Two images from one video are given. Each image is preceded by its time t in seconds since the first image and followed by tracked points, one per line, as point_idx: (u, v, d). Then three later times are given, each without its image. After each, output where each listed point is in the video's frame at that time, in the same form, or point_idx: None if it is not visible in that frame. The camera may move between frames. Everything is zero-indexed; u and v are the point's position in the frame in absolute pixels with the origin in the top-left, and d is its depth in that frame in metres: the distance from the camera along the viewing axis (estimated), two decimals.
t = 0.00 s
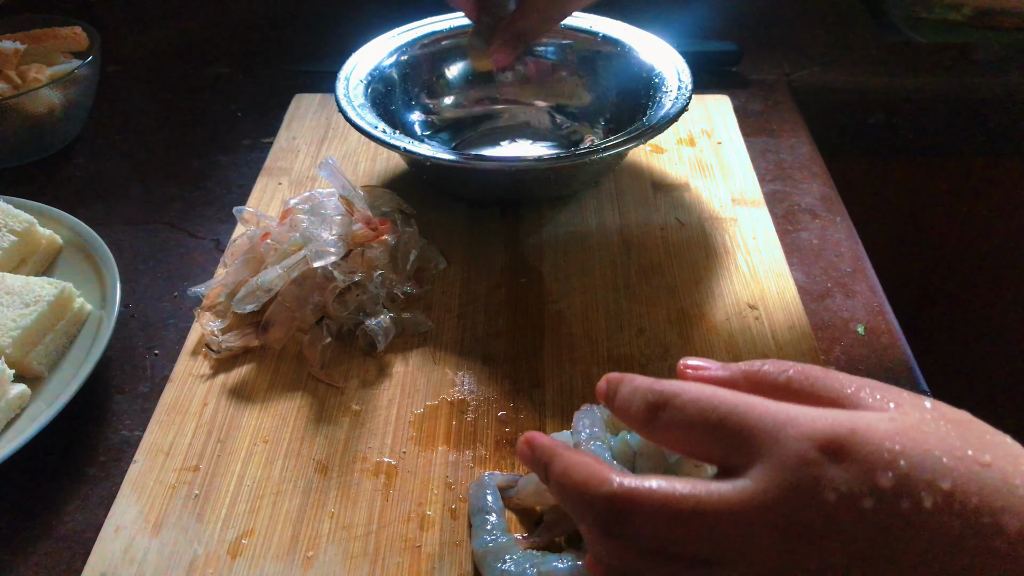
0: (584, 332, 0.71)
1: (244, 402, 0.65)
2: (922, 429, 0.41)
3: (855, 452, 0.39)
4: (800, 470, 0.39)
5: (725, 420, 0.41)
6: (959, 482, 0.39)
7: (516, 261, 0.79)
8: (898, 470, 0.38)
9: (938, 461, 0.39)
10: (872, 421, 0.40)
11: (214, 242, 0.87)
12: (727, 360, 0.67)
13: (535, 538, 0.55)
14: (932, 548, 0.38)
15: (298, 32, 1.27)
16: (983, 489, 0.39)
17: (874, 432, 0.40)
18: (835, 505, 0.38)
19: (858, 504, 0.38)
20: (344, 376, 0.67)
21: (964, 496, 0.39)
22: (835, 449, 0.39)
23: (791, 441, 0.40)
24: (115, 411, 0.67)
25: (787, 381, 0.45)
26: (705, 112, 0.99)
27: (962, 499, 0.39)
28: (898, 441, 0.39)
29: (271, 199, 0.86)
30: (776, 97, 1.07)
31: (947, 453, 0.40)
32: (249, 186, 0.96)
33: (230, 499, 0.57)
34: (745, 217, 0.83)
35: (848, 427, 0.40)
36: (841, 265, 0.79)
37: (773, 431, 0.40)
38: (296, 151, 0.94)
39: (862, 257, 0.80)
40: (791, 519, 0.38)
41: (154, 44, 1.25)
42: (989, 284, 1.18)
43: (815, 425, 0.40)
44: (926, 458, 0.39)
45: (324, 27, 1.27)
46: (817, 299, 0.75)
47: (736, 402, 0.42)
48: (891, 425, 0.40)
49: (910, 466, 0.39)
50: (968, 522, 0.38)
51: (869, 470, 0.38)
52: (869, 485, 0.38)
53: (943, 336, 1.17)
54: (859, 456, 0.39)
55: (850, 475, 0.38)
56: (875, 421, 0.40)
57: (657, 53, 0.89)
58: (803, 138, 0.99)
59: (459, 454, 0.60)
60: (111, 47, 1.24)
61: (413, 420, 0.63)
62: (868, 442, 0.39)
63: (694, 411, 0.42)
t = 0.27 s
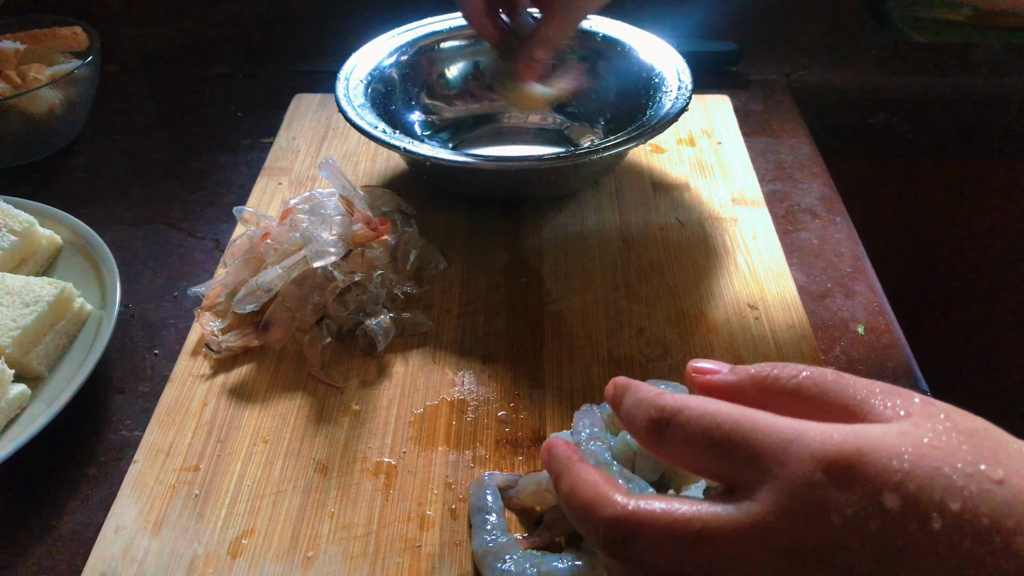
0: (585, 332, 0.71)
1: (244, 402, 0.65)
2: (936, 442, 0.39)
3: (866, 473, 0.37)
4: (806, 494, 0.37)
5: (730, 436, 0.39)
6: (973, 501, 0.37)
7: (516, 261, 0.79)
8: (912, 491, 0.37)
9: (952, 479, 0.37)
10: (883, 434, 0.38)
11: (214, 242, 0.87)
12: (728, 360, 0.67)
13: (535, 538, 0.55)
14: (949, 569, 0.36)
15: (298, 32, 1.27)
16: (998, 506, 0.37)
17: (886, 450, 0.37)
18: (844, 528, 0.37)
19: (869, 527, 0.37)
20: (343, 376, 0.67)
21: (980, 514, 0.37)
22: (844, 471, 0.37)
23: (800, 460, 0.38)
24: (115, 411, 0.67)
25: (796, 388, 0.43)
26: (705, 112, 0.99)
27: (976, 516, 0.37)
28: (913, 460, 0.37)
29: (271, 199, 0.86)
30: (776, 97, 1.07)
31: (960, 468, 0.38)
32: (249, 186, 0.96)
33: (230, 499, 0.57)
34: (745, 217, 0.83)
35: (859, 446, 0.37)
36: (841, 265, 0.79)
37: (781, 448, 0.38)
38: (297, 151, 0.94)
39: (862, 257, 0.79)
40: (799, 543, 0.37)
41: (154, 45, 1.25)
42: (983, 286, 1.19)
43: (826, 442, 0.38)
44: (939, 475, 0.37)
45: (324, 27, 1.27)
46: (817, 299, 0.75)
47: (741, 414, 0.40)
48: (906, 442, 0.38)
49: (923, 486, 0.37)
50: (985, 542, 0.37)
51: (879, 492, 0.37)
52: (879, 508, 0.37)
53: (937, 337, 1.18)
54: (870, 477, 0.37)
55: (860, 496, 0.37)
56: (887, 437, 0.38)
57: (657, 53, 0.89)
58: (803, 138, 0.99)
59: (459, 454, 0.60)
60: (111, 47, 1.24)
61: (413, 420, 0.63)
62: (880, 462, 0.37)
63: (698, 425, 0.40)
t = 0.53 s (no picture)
0: (585, 332, 0.71)
1: (245, 402, 0.65)
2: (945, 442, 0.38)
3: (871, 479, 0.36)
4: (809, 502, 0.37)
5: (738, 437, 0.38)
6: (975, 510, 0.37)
7: (516, 261, 0.79)
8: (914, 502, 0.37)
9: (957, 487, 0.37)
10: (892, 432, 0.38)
11: (214, 242, 0.87)
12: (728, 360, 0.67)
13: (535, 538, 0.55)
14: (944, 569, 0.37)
15: (298, 31, 1.27)
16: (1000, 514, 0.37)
17: (896, 452, 0.37)
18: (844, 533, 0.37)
19: (876, 527, 0.37)
20: (343, 376, 0.67)
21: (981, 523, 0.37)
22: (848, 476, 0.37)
23: (805, 461, 0.37)
24: (115, 411, 0.67)
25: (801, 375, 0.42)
26: (705, 112, 0.99)
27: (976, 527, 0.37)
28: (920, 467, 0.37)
29: (271, 199, 0.86)
30: (776, 97, 1.07)
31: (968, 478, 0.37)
32: (249, 186, 0.96)
33: (230, 499, 0.57)
34: (745, 218, 0.83)
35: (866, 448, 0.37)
36: (841, 266, 0.79)
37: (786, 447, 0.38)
38: (296, 151, 0.93)
39: (862, 257, 0.79)
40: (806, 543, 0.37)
41: (154, 44, 1.25)
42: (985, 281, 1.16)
43: (835, 445, 0.37)
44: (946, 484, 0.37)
45: (324, 27, 1.27)
46: (817, 299, 0.75)
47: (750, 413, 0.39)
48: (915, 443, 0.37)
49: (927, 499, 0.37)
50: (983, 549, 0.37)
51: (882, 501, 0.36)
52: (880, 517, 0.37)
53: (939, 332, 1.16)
54: (874, 485, 0.36)
55: (863, 504, 0.37)
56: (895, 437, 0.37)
57: (657, 53, 0.89)
58: (803, 138, 0.99)
59: (459, 454, 0.60)
60: (111, 47, 1.24)
61: (413, 420, 0.63)
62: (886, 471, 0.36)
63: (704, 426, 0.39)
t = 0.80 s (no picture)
0: (584, 332, 0.71)
1: (245, 402, 0.65)
2: (918, 388, 0.33)
3: (820, 444, 0.34)
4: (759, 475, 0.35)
5: (674, 397, 0.39)
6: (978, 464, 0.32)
7: (516, 261, 0.79)
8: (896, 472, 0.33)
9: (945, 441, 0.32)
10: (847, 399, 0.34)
11: (214, 242, 0.87)
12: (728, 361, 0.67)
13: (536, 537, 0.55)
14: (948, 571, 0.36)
15: (298, 32, 1.27)
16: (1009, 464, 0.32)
17: (841, 423, 0.33)
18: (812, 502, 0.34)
19: (835, 498, 0.34)
20: (344, 376, 0.67)
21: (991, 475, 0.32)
22: (796, 442, 0.34)
23: (740, 426, 0.36)
24: (116, 411, 0.67)
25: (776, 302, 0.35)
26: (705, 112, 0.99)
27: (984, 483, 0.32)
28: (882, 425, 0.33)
29: (271, 199, 0.86)
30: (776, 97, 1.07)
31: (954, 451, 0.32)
32: (249, 186, 0.96)
33: (230, 499, 0.57)
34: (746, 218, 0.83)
35: (813, 414, 0.34)
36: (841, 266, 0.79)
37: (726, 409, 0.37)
38: (297, 151, 0.93)
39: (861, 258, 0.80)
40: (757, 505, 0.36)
41: (154, 45, 1.25)
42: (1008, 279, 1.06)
43: (766, 415, 0.35)
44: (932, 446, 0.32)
45: (325, 27, 1.27)
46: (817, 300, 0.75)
47: (689, 372, 0.39)
48: (872, 394, 0.33)
49: (908, 466, 0.33)
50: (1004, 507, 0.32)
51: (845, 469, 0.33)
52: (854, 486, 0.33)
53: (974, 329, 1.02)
54: (828, 461, 0.33)
55: (824, 475, 0.34)
56: (845, 394, 0.34)
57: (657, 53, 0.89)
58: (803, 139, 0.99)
59: (458, 454, 0.60)
60: (111, 47, 1.24)
61: (413, 420, 0.63)
62: (838, 439, 0.33)
63: (649, 383, 0.40)
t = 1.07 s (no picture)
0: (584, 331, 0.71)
1: (245, 402, 0.65)
2: (913, 418, 0.34)
3: (821, 469, 0.34)
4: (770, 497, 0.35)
5: (678, 436, 0.37)
6: (976, 485, 0.34)
7: (516, 261, 0.79)
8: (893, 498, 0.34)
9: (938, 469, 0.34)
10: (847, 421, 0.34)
11: (214, 242, 0.87)
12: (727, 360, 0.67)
13: (536, 537, 0.56)
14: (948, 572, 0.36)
15: (298, 31, 1.27)
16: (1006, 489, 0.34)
17: (849, 442, 0.33)
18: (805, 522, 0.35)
19: (845, 514, 0.34)
20: (344, 376, 0.67)
21: (976, 500, 0.34)
22: (795, 470, 0.34)
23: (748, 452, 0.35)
24: (116, 411, 0.67)
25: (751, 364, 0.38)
26: (705, 111, 0.99)
27: (980, 502, 0.34)
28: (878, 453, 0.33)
29: (271, 199, 0.86)
30: (775, 97, 1.08)
31: (943, 464, 0.34)
32: (249, 186, 0.96)
33: (230, 499, 0.57)
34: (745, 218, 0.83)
35: (814, 444, 0.34)
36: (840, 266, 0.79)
37: (723, 443, 0.35)
38: (296, 151, 0.93)
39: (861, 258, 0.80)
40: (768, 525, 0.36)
41: (154, 44, 1.25)
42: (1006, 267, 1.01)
43: (775, 436, 0.34)
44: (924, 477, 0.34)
45: (325, 27, 1.27)
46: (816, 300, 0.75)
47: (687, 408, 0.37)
48: (867, 427, 0.34)
49: (912, 477, 0.34)
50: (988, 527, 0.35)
51: (840, 494, 0.34)
52: (853, 507, 0.34)
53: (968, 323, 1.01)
54: (832, 481, 0.34)
55: (821, 498, 0.34)
56: (846, 426, 0.34)
57: (657, 53, 0.89)
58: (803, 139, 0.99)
59: (458, 454, 0.60)
60: (110, 47, 1.24)
61: (413, 420, 0.63)
62: (839, 465, 0.34)
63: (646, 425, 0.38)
